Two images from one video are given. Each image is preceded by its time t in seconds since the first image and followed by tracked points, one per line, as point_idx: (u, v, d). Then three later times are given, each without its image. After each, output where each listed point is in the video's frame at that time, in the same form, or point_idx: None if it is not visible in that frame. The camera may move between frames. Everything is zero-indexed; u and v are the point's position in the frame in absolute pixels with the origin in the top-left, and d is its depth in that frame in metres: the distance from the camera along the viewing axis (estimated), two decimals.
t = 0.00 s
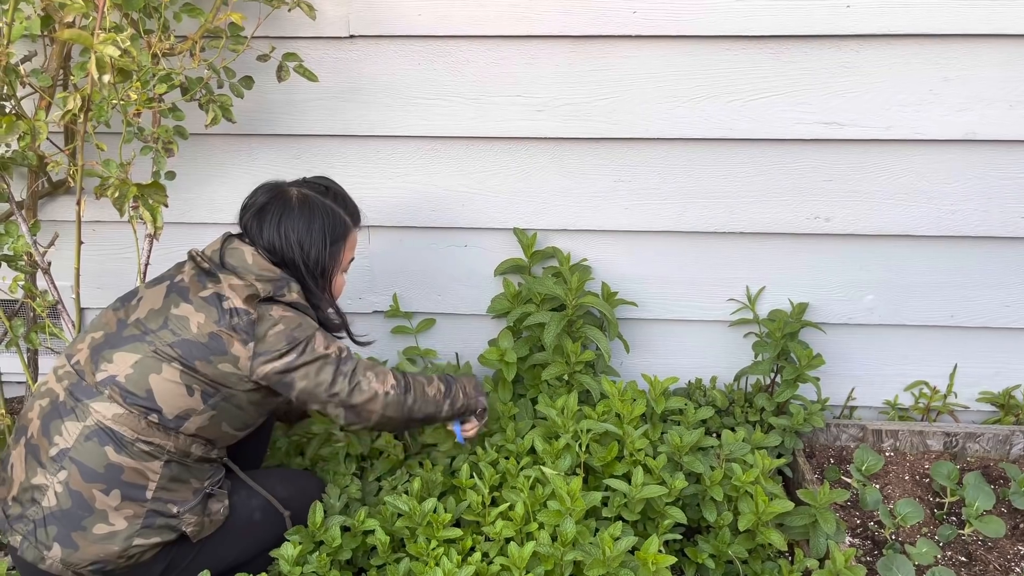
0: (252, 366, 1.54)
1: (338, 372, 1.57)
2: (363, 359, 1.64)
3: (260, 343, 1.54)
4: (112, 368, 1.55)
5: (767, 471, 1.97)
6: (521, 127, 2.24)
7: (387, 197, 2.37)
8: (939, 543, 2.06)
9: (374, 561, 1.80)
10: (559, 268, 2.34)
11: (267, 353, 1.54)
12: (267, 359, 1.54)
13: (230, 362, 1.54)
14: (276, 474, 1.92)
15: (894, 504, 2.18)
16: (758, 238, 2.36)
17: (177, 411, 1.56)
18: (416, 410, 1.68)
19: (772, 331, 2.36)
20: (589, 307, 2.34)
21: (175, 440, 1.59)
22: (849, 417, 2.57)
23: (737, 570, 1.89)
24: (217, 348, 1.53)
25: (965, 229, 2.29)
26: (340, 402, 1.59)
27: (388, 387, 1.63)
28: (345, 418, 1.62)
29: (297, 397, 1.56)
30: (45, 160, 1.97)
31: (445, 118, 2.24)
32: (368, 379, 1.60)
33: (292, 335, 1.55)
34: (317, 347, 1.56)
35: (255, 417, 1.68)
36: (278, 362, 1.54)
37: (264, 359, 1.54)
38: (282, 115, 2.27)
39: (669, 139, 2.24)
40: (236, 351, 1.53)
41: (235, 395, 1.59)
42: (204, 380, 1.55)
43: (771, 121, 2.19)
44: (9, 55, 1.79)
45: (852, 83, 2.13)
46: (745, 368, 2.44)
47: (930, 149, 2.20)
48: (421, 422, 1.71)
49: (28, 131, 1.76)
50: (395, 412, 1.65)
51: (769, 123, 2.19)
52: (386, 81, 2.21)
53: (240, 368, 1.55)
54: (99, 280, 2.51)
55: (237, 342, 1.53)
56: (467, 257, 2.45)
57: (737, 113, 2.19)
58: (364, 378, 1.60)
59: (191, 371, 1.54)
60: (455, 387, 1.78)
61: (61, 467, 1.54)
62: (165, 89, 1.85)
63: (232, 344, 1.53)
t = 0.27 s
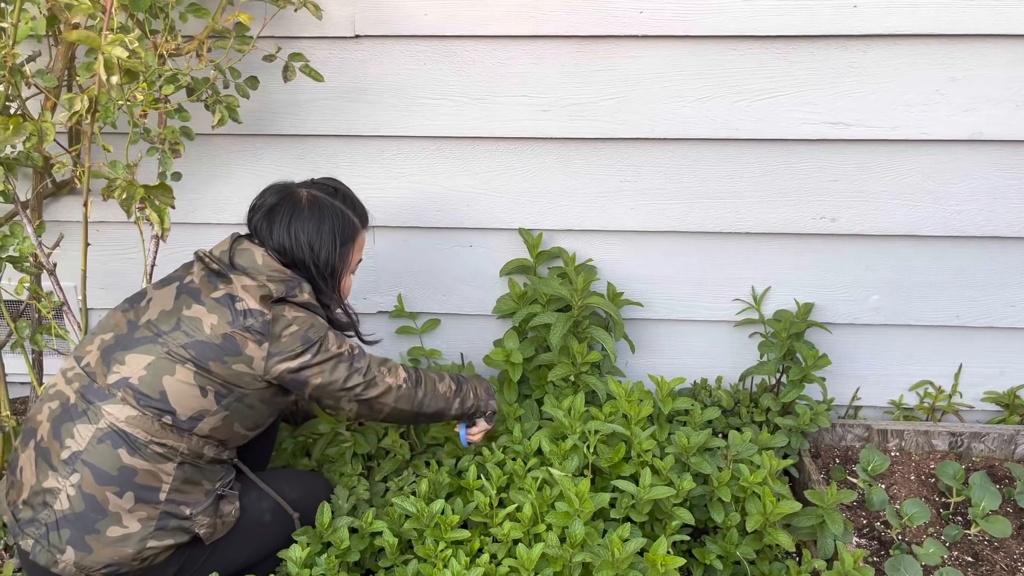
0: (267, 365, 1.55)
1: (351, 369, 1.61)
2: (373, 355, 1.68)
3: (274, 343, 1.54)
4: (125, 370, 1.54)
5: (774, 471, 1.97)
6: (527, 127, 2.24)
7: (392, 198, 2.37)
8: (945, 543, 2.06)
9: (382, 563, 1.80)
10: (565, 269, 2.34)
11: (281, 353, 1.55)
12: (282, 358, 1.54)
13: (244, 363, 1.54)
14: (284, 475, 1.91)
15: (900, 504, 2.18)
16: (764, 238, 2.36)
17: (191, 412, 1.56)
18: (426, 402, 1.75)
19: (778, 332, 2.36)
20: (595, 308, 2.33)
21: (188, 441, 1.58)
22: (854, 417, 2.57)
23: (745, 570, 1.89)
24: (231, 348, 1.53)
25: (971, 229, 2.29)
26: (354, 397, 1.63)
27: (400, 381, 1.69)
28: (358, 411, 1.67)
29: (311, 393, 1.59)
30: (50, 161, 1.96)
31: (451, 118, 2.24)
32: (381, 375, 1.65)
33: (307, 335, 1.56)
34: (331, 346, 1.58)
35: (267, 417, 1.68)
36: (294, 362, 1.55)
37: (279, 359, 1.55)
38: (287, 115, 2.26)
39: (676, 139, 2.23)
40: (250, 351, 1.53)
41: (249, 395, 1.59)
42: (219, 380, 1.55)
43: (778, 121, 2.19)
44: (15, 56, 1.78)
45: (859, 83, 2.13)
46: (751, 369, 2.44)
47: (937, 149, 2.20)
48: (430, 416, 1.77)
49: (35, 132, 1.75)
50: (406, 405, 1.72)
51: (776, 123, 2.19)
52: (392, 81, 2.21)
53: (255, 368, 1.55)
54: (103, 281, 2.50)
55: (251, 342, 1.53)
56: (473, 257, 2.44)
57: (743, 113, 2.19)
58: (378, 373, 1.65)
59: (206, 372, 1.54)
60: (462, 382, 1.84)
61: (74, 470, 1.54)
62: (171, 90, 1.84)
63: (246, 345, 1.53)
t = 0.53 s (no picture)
0: (270, 360, 1.54)
1: (355, 361, 1.59)
2: (376, 347, 1.67)
3: (277, 337, 1.54)
4: (126, 367, 1.53)
5: (775, 467, 1.96)
6: (527, 122, 2.23)
7: (391, 193, 2.35)
8: (945, 538, 2.07)
9: (382, 560, 1.79)
10: (564, 264, 2.33)
11: (284, 347, 1.54)
12: (284, 352, 1.53)
13: (247, 358, 1.53)
14: (284, 472, 1.90)
15: (901, 499, 2.18)
16: (765, 233, 2.35)
17: (194, 408, 1.55)
18: (432, 395, 1.73)
19: (778, 327, 2.35)
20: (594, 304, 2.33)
21: (190, 438, 1.57)
22: (853, 413, 2.57)
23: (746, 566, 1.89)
24: (234, 344, 1.52)
25: (971, 224, 2.29)
26: (358, 390, 1.61)
27: (404, 372, 1.67)
28: (363, 404, 1.66)
29: (314, 386, 1.58)
30: (46, 156, 1.95)
31: (450, 113, 2.22)
32: (385, 366, 1.64)
33: (309, 328, 1.55)
34: (333, 338, 1.57)
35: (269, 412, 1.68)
36: (296, 355, 1.54)
37: (282, 353, 1.54)
38: (285, 110, 2.25)
39: (676, 134, 2.22)
40: (253, 346, 1.53)
41: (252, 390, 1.58)
42: (221, 376, 1.54)
43: (778, 116, 2.18)
44: (10, 49, 1.76)
45: (859, 78, 2.12)
46: (751, 364, 2.43)
47: (937, 144, 2.19)
48: (435, 408, 1.76)
49: (31, 126, 1.73)
50: (412, 397, 1.70)
51: (777, 118, 2.18)
52: (390, 75, 2.19)
53: (257, 363, 1.54)
54: (100, 277, 2.48)
55: (253, 337, 1.52)
56: (472, 253, 2.43)
57: (744, 108, 2.18)
58: (382, 364, 1.64)
59: (208, 368, 1.53)
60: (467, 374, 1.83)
61: (75, 468, 1.53)
62: (169, 84, 1.82)
63: (249, 340, 1.52)
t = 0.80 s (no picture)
0: (272, 364, 1.54)
1: (357, 364, 1.60)
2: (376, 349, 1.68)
3: (278, 341, 1.54)
4: (127, 370, 1.53)
5: (775, 467, 1.97)
6: (527, 123, 2.23)
7: (391, 194, 2.35)
8: (943, 538, 2.07)
9: (382, 561, 1.79)
10: (564, 265, 2.34)
11: (286, 351, 1.54)
12: (286, 356, 1.54)
13: (248, 361, 1.53)
14: (284, 474, 1.90)
15: (899, 499, 2.19)
16: (764, 234, 2.36)
17: (194, 411, 1.55)
18: (431, 396, 1.75)
19: (777, 328, 2.36)
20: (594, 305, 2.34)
21: (190, 441, 1.57)
22: (851, 413, 2.58)
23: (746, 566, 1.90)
24: (236, 347, 1.52)
25: (969, 225, 2.30)
26: (359, 392, 1.63)
27: (405, 374, 1.69)
28: (363, 406, 1.67)
29: (316, 389, 1.59)
30: (46, 157, 1.94)
31: (450, 114, 2.23)
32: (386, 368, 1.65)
33: (311, 331, 1.55)
34: (336, 340, 1.58)
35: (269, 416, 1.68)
36: (298, 358, 1.54)
37: (283, 356, 1.54)
38: (285, 110, 2.25)
39: (676, 135, 2.23)
40: (254, 350, 1.53)
41: (252, 393, 1.59)
42: (222, 379, 1.54)
43: (778, 118, 2.19)
44: (10, 50, 1.76)
45: (859, 80, 2.13)
46: (749, 365, 2.44)
47: (936, 146, 2.20)
48: (434, 410, 1.77)
49: (33, 127, 1.73)
50: (411, 399, 1.71)
51: (776, 119, 2.19)
52: (391, 76, 2.19)
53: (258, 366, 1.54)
54: (99, 277, 2.48)
55: (255, 341, 1.52)
56: (472, 253, 2.43)
57: (743, 110, 2.18)
58: (383, 366, 1.65)
59: (209, 371, 1.53)
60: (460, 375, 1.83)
61: (74, 469, 1.53)
62: (169, 85, 1.82)
63: (250, 344, 1.52)
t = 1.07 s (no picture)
0: (258, 369, 1.53)
1: (335, 386, 1.57)
2: (362, 374, 1.64)
3: (265, 347, 1.53)
4: (116, 372, 1.52)
5: (767, 473, 1.97)
6: (520, 127, 2.22)
7: (383, 197, 2.35)
8: (935, 543, 2.07)
9: (373, 566, 1.79)
10: (557, 268, 2.33)
11: (272, 357, 1.53)
12: (272, 363, 1.53)
13: (236, 365, 1.52)
14: (276, 477, 1.90)
15: (891, 504, 2.19)
16: (757, 238, 2.36)
17: (184, 414, 1.54)
18: (408, 429, 1.69)
19: (770, 332, 2.35)
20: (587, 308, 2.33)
21: (180, 444, 1.57)
22: (844, 417, 2.58)
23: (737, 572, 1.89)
24: (223, 350, 1.51)
25: (963, 229, 2.30)
26: (335, 415, 1.59)
27: (383, 408, 1.63)
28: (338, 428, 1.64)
29: (295, 403, 1.57)
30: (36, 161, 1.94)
31: (443, 117, 2.22)
32: (365, 398, 1.61)
33: (297, 341, 1.54)
34: (320, 356, 1.56)
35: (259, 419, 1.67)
36: (282, 367, 1.53)
37: (269, 363, 1.53)
38: (277, 113, 2.24)
39: (669, 139, 2.22)
40: (242, 354, 1.52)
41: (241, 398, 1.58)
42: (210, 383, 1.54)
43: (771, 121, 2.18)
44: None
45: (852, 84, 2.13)
46: (742, 368, 2.43)
47: (929, 150, 2.20)
48: (413, 438, 1.73)
49: (20, 132, 1.74)
50: (387, 431, 1.67)
51: (769, 123, 2.18)
52: (383, 79, 2.19)
53: (246, 370, 1.53)
54: (91, 280, 2.47)
55: (243, 344, 1.52)
56: (466, 256, 2.43)
57: (737, 114, 2.18)
58: (361, 395, 1.61)
59: (197, 375, 1.52)
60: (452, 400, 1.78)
61: (64, 473, 1.52)
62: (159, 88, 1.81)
63: (238, 347, 1.52)
